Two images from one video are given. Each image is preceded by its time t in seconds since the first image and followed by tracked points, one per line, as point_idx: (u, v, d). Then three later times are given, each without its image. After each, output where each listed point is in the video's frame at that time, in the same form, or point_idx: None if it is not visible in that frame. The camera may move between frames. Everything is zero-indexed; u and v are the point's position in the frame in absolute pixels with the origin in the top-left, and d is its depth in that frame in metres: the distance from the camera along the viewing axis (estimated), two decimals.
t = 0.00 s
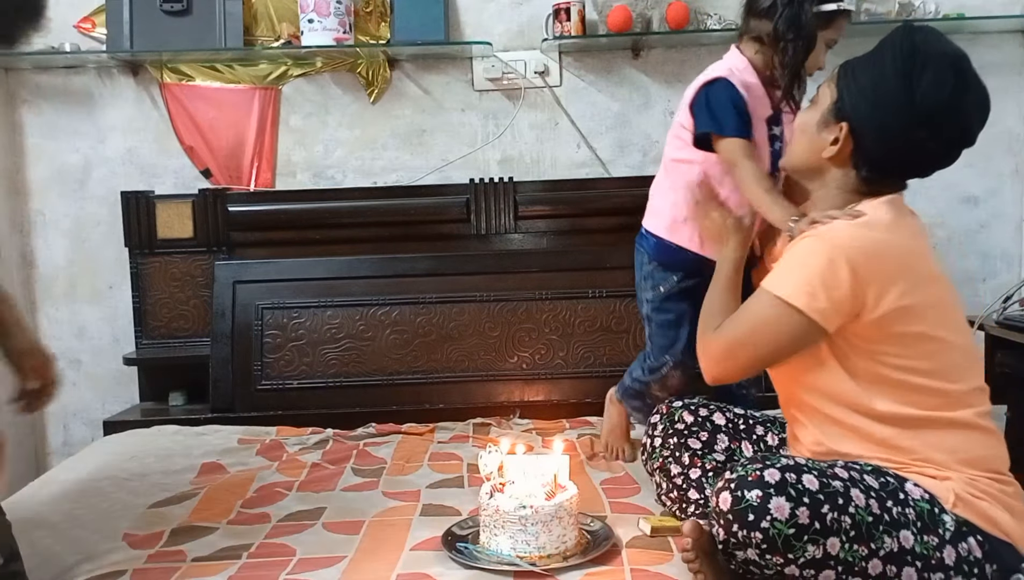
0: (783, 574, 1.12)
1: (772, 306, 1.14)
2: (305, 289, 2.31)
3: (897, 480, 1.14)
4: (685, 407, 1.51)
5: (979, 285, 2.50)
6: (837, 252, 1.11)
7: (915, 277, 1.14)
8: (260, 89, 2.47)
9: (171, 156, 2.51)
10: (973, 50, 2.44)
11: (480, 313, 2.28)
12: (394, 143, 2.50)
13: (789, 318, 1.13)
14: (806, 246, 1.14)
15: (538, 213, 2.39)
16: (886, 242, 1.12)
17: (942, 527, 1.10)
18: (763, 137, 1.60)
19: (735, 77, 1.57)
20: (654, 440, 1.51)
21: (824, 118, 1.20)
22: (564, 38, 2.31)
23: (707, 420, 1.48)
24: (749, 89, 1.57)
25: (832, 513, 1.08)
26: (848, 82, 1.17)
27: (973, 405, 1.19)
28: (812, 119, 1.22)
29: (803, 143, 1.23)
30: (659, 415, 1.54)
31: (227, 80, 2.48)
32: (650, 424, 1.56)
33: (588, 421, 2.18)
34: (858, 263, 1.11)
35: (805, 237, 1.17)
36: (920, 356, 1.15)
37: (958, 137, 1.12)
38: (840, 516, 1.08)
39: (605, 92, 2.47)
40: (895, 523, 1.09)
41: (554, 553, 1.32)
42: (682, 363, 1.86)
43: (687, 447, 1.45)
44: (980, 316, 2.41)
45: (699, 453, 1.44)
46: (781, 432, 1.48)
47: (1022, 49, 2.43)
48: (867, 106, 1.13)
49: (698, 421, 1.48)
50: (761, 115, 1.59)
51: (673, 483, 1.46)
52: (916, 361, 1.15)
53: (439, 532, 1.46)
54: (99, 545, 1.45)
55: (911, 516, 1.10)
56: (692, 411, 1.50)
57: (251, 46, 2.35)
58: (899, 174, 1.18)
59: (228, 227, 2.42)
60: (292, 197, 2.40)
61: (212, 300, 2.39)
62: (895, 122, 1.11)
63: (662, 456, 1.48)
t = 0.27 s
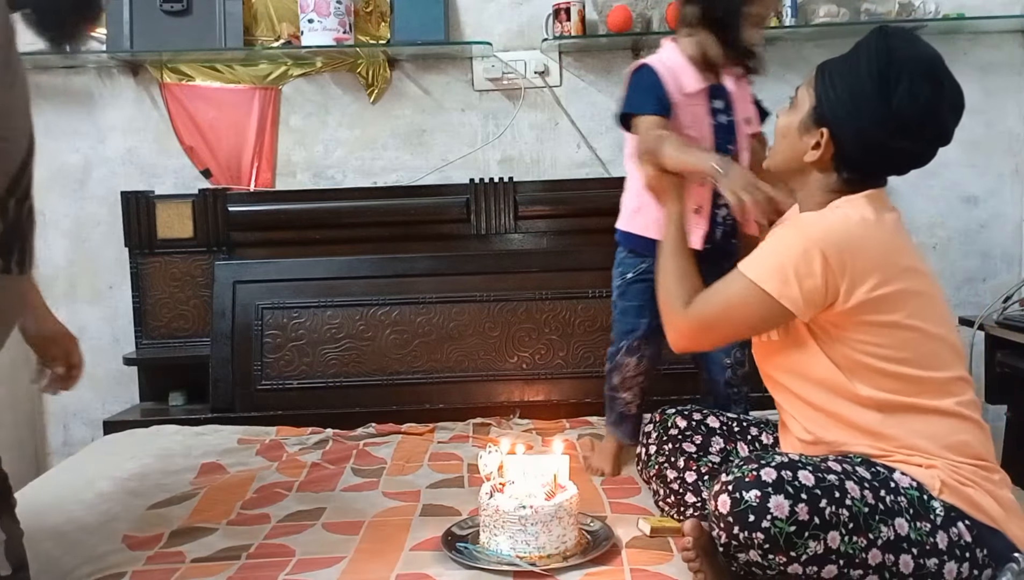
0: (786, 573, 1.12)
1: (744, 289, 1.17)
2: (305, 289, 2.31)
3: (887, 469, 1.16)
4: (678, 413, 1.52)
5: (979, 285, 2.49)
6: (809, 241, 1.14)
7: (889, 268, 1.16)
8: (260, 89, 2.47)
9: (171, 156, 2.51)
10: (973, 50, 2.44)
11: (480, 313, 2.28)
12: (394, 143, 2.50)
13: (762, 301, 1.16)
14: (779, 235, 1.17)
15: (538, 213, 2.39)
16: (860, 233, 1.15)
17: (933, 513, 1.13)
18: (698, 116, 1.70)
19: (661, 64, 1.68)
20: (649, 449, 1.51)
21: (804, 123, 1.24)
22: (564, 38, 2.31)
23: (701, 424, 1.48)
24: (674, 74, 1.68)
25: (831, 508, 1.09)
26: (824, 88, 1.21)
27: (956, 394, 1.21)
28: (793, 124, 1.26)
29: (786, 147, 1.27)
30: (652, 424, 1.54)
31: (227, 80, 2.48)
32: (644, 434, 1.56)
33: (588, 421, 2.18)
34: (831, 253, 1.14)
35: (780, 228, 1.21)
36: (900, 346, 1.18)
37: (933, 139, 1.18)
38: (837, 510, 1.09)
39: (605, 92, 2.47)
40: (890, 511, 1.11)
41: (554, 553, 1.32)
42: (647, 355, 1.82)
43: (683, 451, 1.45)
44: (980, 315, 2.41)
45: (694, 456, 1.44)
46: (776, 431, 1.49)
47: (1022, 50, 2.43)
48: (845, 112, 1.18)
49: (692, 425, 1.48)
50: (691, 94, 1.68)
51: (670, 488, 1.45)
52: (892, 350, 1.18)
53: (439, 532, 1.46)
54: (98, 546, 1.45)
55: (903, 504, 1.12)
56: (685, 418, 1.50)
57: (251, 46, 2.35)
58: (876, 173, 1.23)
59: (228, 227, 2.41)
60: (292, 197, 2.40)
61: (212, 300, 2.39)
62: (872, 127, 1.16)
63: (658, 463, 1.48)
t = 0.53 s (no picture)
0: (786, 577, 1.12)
1: (737, 273, 1.19)
2: (305, 289, 2.31)
3: (887, 471, 1.16)
4: (679, 411, 1.50)
5: (979, 285, 2.49)
6: (806, 231, 1.16)
7: (888, 262, 1.17)
8: (260, 89, 2.47)
9: (171, 156, 2.52)
10: (973, 50, 2.44)
11: (480, 313, 2.28)
12: (394, 143, 2.50)
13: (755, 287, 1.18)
14: (776, 223, 1.19)
15: (538, 213, 2.40)
16: (859, 227, 1.16)
17: (933, 514, 1.13)
18: (624, 124, 1.65)
19: (587, 77, 1.67)
20: (649, 448, 1.50)
21: (799, 127, 1.24)
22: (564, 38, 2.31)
23: (703, 423, 1.47)
24: (594, 87, 1.66)
25: (830, 512, 1.09)
26: (818, 87, 1.22)
27: (957, 395, 1.21)
28: (789, 128, 1.25)
29: (783, 151, 1.27)
30: (654, 422, 1.52)
31: (227, 80, 2.48)
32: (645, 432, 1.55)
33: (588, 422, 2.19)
34: (828, 244, 1.15)
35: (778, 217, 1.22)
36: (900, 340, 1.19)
37: (929, 133, 1.18)
38: (837, 514, 1.09)
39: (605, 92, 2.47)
40: (890, 514, 1.11)
41: (553, 553, 1.32)
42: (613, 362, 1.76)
43: (684, 450, 1.44)
44: (980, 315, 2.41)
45: (696, 456, 1.43)
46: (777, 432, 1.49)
47: (1021, 50, 2.43)
48: (838, 110, 1.18)
49: (693, 424, 1.47)
50: (614, 103, 1.65)
51: (671, 487, 1.44)
52: (890, 343, 1.19)
53: (439, 532, 1.46)
54: (98, 546, 1.45)
55: (904, 506, 1.12)
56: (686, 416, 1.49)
57: (251, 46, 2.35)
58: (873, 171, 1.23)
59: (228, 227, 2.41)
60: (292, 197, 2.40)
61: (212, 300, 2.39)
62: (867, 125, 1.17)
63: (658, 462, 1.47)
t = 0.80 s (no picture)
0: (786, 575, 1.12)
1: (743, 273, 1.19)
2: (305, 289, 2.31)
3: (890, 470, 1.16)
4: (681, 409, 1.48)
5: (979, 285, 2.49)
6: (814, 233, 1.16)
7: (897, 265, 1.17)
8: (260, 89, 2.47)
9: (171, 156, 2.51)
10: (973, 50, 2.44)
11: (480, 313, 2.28)
12: (394, 143, 2.50)
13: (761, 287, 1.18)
14: (784, 224, 1.19)
15: (538, 213, 2.40)
16: (868, 229, 1.16)
17: (936, 514, 1.13)
18: (581, 128, 1.74)
19: (557, 83, 1.77)
20: (651, 443, 1.49)
21: (806, 134, 1.23)
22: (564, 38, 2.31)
23: (705, 422, 1.46)
24: (560, 92, 1.76)
25: (834, 510, 1.09)
26: (816, 91, 1.22)
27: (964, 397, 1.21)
28: (795, 135, 1.24)
29: (791, 159, 1.26)
30: (655, 420, 1.50)
31: (227, 80, 2.47)
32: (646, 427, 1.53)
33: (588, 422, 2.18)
34: (837, 247, 1.15)
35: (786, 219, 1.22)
36: (907, 341, 1.18)
37: (934, 128, 1.18)
38: (840, 512, 1.09)
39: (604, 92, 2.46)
40: (893, 513, 1.11)
41: (554, 553, 1.32)
42: (585, 354, 1.80)
43: (686, 448, 1.43)
44: (980, 316, 2.41)
45: (696, 454, 1.42)
46: (780, 431, 1.48)
47: (1021, 50, 2.43)
48: (840, 113, 1.18)
49: (696, 422, 1.46)
50: (573, 108, 1.74)
51: (671, 485, 1.46)
52: (898, 345, 1.18)
53: (439, 532, 1.46)
54: (98, 546, 1.45)
55: (907, 505, 1.12)
56: (689, 413, 1.47)
57: (251, 46, 2.35)
58: (882, 172, 1.23)
59: (227, 227, 2.41)
60: (291, 197, 2.39)
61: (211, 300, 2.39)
62: (873, 126, 1.17)
63: (659, 460, 1.47)
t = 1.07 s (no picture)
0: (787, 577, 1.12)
1: (756, 275, 1.19)
2: (305, 289, 2.30)
3: (893, 472, 1.16)
4: (681, 409, 1.47)
5: (979, 285, 2.49)
6: (825, 233, 1.16)
7: (908, 267, 1.17)
8: (260, 89, 2.47)
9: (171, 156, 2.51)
10: (973, 50, 2.43)
11: (480, 313, 2.28)
12: (394, 143, 2.50)
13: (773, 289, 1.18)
14: (795, 225, 1.19)
15: (538, 213, 2.40)
16: (880, 231, 1.16)
17: (938, 516, 1.13)
18: (567, 138, 1.85)
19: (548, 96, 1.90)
20: (651, 444, 1.49)
21: (813, 138, 1.22)
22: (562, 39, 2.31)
23: (705, 422, 1.45)
24: (551, 105, 1.88)
25: (835, 513, 1.09)
26: (817, 92, 1.22)
27: (970, 399, 1.20)
28: (801, 140, 1.24)
29: (799, 165, 1.25)
30: (655, 420, 1.49)
31: (227, 79, 2.47)
32: (646, 427, 1.53)
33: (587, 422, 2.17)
34: (848, 249, 1.15)
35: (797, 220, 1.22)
36: (916, 342, 1.18)
37: (939, 120, 1.18)
38: (841, 515, 1.09)
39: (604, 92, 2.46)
40: (895, 516, 1.11)
41: (553, 553, 1.32)
42: (529, 331, 1.88)
43: (686, 449, 1.43)
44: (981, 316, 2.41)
45: (696, 454, 1.42)
46: (781, 431, 1.47)
47: (1022, 50, 2.43)
48: (844, 112, 1.18)
49: (696, 423, 1.45)
50: (560, 119, 1.86)
51: (671, 485, 1.46)
52: (909, 348, 1.18)
53: (439, 532, 1.46)
54: (97, 547, 1.45)
55: (908, 507, 1.12)
56: (689, 412, 1.47)
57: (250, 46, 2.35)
58: (888, 170, 1.22)
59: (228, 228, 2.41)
60: (292, 197, 2.41)
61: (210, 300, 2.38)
62: (880, 126, 1.17)
63: (659, 460, 1.47)
